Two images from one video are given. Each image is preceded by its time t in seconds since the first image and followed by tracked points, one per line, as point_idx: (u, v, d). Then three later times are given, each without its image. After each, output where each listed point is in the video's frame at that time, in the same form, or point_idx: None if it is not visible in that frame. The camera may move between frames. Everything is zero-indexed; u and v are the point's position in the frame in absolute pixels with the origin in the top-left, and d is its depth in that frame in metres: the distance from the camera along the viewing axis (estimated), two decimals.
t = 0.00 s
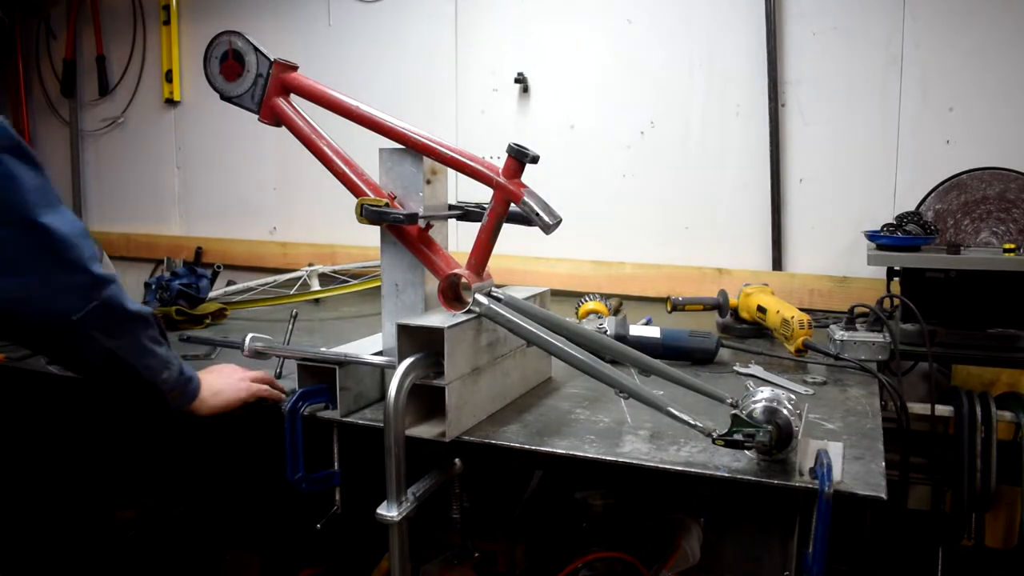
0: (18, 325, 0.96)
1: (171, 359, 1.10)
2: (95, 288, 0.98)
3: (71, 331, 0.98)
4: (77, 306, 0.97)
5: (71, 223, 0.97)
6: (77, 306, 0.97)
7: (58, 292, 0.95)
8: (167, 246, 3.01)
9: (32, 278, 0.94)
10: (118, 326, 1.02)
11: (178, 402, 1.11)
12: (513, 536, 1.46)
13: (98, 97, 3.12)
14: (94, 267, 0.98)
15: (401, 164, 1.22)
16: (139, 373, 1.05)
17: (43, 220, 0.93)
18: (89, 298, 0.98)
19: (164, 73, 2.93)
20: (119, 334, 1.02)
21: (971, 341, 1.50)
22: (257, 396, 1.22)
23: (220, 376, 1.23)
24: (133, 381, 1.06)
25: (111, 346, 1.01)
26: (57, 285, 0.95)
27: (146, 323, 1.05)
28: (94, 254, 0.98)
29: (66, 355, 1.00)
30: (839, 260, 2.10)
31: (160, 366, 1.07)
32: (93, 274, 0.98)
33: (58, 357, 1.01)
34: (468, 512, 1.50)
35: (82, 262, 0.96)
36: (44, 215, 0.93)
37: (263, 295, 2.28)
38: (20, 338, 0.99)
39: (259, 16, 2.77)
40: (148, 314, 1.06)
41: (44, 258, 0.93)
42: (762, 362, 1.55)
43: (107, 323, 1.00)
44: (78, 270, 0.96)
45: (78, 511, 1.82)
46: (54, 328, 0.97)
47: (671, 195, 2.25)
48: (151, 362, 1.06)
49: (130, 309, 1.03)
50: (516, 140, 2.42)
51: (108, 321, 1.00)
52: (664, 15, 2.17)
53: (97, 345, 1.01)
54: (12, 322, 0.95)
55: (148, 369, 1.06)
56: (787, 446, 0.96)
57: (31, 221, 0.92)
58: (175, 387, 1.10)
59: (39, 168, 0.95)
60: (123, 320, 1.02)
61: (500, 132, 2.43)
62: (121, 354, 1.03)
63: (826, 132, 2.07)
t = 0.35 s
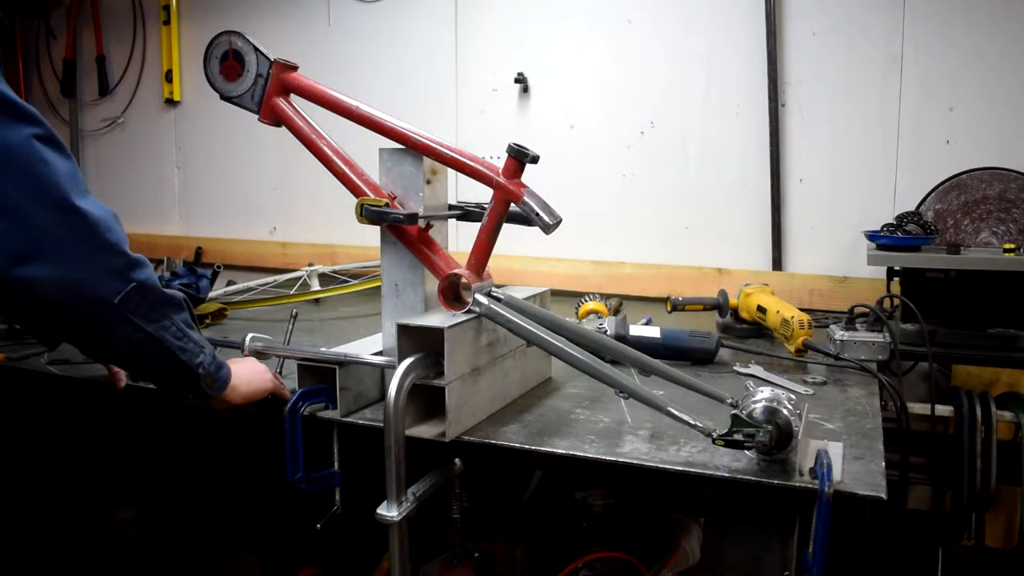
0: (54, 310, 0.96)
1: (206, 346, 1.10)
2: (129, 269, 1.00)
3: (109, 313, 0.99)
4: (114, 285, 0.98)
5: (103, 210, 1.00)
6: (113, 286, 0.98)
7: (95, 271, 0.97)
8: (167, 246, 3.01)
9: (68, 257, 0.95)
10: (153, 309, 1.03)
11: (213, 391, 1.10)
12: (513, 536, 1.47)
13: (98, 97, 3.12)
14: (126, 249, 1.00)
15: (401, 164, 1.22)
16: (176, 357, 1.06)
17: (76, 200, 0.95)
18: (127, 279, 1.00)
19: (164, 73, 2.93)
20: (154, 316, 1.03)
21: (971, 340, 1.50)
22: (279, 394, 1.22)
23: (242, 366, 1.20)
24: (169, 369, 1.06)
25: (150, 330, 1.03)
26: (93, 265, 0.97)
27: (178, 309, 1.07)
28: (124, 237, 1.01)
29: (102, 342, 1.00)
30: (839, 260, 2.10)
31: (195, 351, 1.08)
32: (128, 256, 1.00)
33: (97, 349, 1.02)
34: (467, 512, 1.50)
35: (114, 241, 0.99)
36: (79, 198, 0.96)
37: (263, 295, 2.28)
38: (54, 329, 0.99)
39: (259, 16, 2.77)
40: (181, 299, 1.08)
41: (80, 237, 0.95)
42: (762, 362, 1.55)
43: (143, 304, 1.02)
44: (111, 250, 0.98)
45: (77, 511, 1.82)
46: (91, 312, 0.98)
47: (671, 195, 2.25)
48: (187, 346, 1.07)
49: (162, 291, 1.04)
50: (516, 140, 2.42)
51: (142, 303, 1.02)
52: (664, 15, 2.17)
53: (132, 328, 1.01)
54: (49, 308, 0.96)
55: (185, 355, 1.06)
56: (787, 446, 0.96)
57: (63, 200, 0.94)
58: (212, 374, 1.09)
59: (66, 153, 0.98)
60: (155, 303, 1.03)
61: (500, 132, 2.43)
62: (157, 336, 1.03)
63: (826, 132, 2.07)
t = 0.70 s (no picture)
0: (43, 321, 0.91)
1: (199, 353, 1.08)
2: (123, 280, 0.95)
3: (99, 324, 0.94)
4: (106, 298, 0.94)
5: (98, 216, 0.94)
6: (105, 298, 0.94)
7: (88, 284, 0.92)
8: (167, 246, 3.01)
9: (62, 269, 0.89)
10: (145, 319, 0.99)
11: (205, 398, 1.10)
12: (513, 536, 1.47)
13: (98, 97, 3.12)
14: (120, 259, 0.95)
15: (401, 164, 1.22)
16: (169, 367, 1.03)
17: (71, 211, 0.89)
18: (120, 291, 0.95)
19: (164, 73, 2.93)
20: (146, 326, 0.99)
21: (972, 341, 1.50)
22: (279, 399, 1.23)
23: (241, 370, 1.20)
24: (158, 377, 1.04)
25: (142, 340, 0.99)
26: (86, 278, 0.91)
27: (171, 317, 1.04)
28: (119, 246, 0.95)
29: (91, 350, 0.96)
30: (839, 260, 2.10)
31: (188, 360, 1.06)
32: (122, 267, 0.95)
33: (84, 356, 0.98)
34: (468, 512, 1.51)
35: (109, 253, 0.93)
36: (75, 208, 0.89)
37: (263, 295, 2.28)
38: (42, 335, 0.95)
39: (259, 16, 2.77)
40: (176, 307, 1.04)
41: (74, 250, 0.89)
42: (762, 362, 1.55)
43: (135, 315, 0.98)
44: (105, 262, 0.93)
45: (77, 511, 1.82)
46: (82, 322, 0.93)
47: (671, 195, 2.25)
48: (179, 356, 1.04)
49: (156, 300, 1.00)
50: (516, 140, 2.42)
51: (134, 314, 0.98)
52: (665, 15, 2.17)
53: (122, 339, 0.97)
54: (38, 317, 0.91)
55: (177, 364, 1.04)
56: (787, 446, 0.96)
57: (59, 211, 0.87)
58: (205, 382, 1.09)
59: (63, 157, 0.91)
60: (148, 313, 0.99)
61: (501, 132, 2.43)
62: (148, 347, 1.00)
63: (826, 132, 2.07)
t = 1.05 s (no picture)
0: (41, 324, 0.91)
1: (200, 355, 1.08)
2: (121, 284, 0.95)
3: (97, 328, 0.94)
4: (104, 302, 0.93)
5: (99, 220, 0.94)
6: (103, 301, 0.93)
7: (85, 288, 0.91)
8: (167, 246, 3.00)
9: (59, 273, 0.89)
10: (144, 322, 0.99)
11: (205, 400, 1.10)
12: (513, 536, 1.47)
13: (98, 97, 3.11)
14: (119, 263, 0.95)
15: (401, 164, 1.22)
16: (167, 370, 1.03)
17: (69, 214, 0.88)
18: (117, 295, 0.94)
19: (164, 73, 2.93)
20: (144, 329, 0.99)
21: (972, 341, 1.50)
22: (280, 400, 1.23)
23: (241, 372, 1.20)
24: (156, 380, 1.03)
25: (140, 344, 0.99)
26: (83, 282, 0.91)
27: (171, 319, 1.03)
28: (119, 249, 0.95)
29: (89, 353, 0.96)
30: (839, 261, 2.10)
31: (188, 363, 1.05)
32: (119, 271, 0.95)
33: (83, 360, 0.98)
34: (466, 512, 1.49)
35: (107, 256, 0.93)
36: (74, 211, 0.89)
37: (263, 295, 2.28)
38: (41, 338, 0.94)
39: (259, 16, 2.77)
40: (176, 310, 1.04)
41: (72, 254, 0.89)
42: (762, 362, 1.55)
43: (133, 319, 0.97)
44: (103, 265, 0.92)
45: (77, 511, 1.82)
46: (79, 325, 0.93)
47: (671, 195, 2.25)
48: (178, 360, 1.04)
49: (156, 304, 1.00)
50: (516, 140, 2.42)
51: (131, 318, 0.97)
52: (665, 15, 2.17)
53: (119, 343, 0.97)
54: (36, 320, 0.90)
55: (176, 368, 1.04)
56: (787, 446, 0.96)
57: (56, 214, 0.87)
58: (205, 385, 1.08)
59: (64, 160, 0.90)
60: (146, 317, 0.99)
61: (501, 132, 2.43)
62: (146, 350, 1.00)
63: (826, 132, 2.07)
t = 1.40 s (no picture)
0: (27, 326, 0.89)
1: (191, 358, 1.07)
2: (108, 289, 0.92)
3: (84, 332, 0.92)
4: (91, 308, 0.91)
5: (91, 223, 0.91)
6: (90, 306, 0.91)
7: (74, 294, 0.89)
8: (167, 246, 3.01)
9: (48, 278, 0.87)
10: (132, 326, 0.97)
11: (196, 403, 1.10)
12: (513, 536, 1.47)
13: (98, 97, 3.11)
14: (108, 267, 0.92)
15: (401, 164, 1.22)
16: (155, 373, 1.02)
17: (59, 220, 0.86)
18: (105, 300, 0.92)
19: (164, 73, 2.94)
20: (133, 334, 0.97)
21: (972, 341, 1.50)
22: (278, 402, 1.23)
23: (237, 376, 1.20)
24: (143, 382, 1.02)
25: (127, 348, 0.97)
26: (71, 288, 0.89)
27: (161, 324, 1.02)
28: (110, 253, 0.93)
29: (76, 355, 0.94)
30: (839, 261, 2.10)
31: (178, 367, 1.04)
32: (108, 276, 0.92)
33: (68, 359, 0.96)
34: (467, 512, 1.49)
35: (97, 262, 0.90)
36: (65, 216, 0.86)
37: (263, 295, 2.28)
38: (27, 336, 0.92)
39: (259, 17, 2.77)
40: (166, 314, 1.03)
41: (60, 261, 0.86)
42: (762, 362, 1.55)
43: (120, 324, 0.95)
44: (92, 271, 0.90)
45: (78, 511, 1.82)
46: (65, 329, 0.91)
47: (671, 195, 2.25)
48: (168, 363, 1.03)
49: (144, 309, 0.98)
50: (516, 140, 2.42)
51: (119, 323, 0.95)
52: (665, 14, 2.17)
53: (106, 348, 0.95)
54: (22, 322, 0.88)
55: (165, 372, 1.03)
56: (787, 446, 0.96)
57: (47, 221, 0.84)
58: (196, 388, 1.08)
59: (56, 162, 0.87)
60: (133, 322, 0.97)
61: (501, 132, 2.43)
62: (134, 355, 0.99)
63: (826, 132, 2.07)
